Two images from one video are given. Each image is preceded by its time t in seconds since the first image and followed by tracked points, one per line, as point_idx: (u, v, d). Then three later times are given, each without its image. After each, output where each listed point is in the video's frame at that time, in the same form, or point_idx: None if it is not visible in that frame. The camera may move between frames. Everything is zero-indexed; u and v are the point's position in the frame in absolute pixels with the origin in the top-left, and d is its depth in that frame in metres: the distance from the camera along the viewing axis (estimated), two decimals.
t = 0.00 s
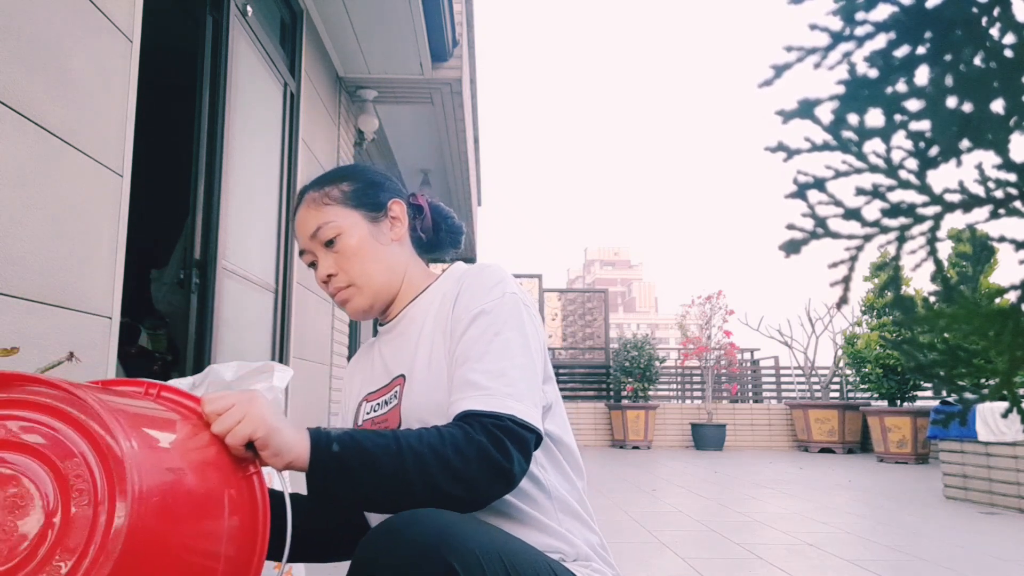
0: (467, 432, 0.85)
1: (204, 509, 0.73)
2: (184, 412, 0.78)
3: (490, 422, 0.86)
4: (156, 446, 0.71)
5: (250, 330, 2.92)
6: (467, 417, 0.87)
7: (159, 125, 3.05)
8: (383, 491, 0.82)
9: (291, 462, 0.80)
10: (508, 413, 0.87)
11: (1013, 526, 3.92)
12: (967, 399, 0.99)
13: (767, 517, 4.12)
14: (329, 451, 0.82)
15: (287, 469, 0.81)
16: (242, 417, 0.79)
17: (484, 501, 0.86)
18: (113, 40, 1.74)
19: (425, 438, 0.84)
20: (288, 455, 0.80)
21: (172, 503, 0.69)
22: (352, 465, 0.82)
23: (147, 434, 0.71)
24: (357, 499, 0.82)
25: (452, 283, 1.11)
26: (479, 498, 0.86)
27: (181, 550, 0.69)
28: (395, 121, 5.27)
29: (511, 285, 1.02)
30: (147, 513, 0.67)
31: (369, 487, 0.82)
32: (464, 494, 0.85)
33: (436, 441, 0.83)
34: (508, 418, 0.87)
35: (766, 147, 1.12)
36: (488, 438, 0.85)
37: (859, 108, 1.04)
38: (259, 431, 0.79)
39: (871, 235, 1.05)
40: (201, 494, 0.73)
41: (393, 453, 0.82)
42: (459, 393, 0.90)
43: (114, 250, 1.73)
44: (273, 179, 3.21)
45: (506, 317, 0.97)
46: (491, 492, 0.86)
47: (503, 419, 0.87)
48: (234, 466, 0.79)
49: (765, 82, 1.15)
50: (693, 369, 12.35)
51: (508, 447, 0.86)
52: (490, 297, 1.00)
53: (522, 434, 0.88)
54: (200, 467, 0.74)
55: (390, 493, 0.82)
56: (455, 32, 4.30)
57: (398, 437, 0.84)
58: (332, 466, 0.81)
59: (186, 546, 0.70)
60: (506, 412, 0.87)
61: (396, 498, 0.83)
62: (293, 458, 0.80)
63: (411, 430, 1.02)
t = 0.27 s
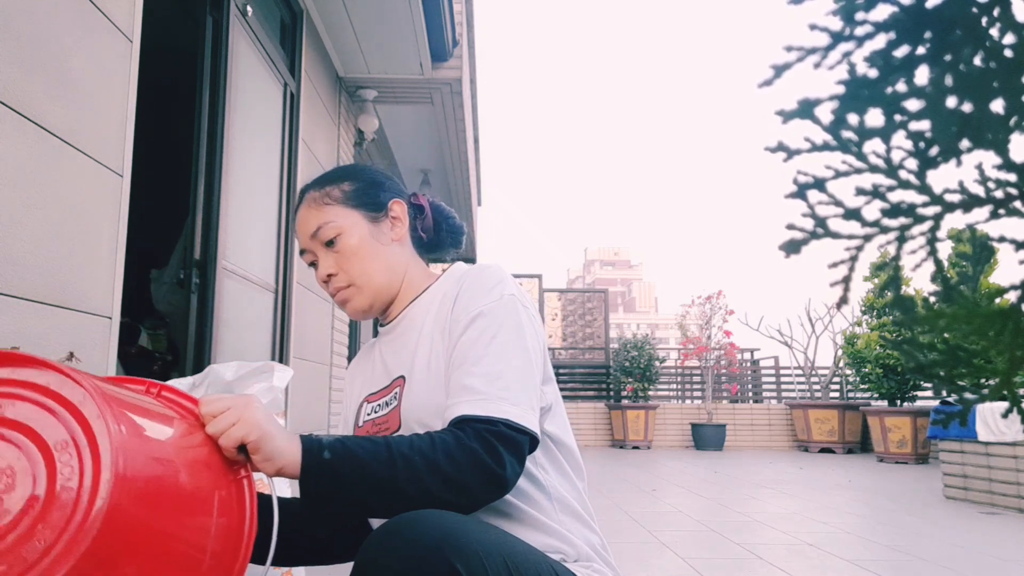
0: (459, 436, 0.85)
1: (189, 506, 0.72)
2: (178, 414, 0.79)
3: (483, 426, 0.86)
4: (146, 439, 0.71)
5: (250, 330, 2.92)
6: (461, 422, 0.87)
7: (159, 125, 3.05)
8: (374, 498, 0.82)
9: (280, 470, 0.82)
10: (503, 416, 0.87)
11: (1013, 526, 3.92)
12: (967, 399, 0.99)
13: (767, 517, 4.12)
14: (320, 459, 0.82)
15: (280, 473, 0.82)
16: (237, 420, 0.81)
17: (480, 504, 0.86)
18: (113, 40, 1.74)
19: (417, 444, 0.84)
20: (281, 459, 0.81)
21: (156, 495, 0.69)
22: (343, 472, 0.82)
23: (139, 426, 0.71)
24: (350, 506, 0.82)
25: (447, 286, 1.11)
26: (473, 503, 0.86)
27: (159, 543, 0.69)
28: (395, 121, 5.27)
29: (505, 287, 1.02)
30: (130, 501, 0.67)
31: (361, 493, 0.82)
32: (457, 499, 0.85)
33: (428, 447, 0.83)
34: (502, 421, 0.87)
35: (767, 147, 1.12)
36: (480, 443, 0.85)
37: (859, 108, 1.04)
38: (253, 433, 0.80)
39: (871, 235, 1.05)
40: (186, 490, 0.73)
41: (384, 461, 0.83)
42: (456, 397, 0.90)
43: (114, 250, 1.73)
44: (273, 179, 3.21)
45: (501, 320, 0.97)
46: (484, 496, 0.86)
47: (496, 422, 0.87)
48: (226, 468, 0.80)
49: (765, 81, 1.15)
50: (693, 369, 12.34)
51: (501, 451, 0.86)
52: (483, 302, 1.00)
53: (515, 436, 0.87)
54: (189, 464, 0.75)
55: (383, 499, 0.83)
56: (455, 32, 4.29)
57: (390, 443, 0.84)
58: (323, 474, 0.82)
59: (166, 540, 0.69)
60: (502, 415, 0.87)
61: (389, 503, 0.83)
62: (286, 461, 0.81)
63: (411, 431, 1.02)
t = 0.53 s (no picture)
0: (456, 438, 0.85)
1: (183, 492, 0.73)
2: (172, 406, 0.80)
3: (481, 428, 0.86)
4: (138, 423, 0.71)
5: (250, 330, 2.92)
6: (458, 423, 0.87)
7: (159, 125, 3.05)
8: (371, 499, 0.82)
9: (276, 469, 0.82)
10: (500, 417, 0.87)
11: (1013, 526, 3.92)
12: (967, 399, 0.99)
13: (767, 517, 4.12)
14: (315, 459, 0.82)
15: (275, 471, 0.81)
16: (235, 415, 0.81)
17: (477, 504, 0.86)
18: (113, 40, 1.74)
19: (414, 445, 0.84)
20: (275, 457, 0.81)
21: (143, 480, 0.69)
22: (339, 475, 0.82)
23: (131, 410, 0.72)
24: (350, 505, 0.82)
25: (444, 288, 1.11)
26: (469, 503, 0.86)
27: (139, 524, 0.68)
28: (395, 121, 5.27)
29: (503, 288, 1.01)
30: (120, 480, 0.67)
31: (359, 494, 0.82)
32: (454, 500, 0.85)
33: (424, 448, 0.84)
34: (498, 422, 0.87)
35: (767, 147, 1.12)
36: (476, 444, 0.85)
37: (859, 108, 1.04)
38: (249, 428, 0.81)
39: (871, 235, 1.05)
40: (174, 478, 0.73)
41: (380, 463, 0.82)
42: (455, 397, 0.90)
43: (114, 249, 1.73)
44: (273, 179, 3.21)
45: (499, 320, 0.97)
46: (481, 497, 0.86)
47: (492, 423, 0.87)
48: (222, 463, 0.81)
49: (766, 81, 1.15)
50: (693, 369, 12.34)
51: (498, 452, 0.86)
52: (480, 303, 1.00)
53: (511, 437, 0.87)
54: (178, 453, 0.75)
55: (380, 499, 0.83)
56: (455, 32, 4.29)
57: (386, 444, 0.84)
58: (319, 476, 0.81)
59: (144, 522, 0.69)
60: (498, 416, 0.87)
61: (386, 504, 0.83)
62: (281, 459, 0.81)
63: (411, 431, 1.02)
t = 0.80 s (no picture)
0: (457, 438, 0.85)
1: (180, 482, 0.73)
2: (174, 395, 0.80)
3: (484, 427, 0.86)
4: (143, 407, 0.72)
5: (250, 330, 2.92)
6: (459, 424, 0.87)
7: (159, 125, 3.05)
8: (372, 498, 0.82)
9: (277, 468, 0.82)
10: (501, 416, 0.87)
11: (1013, 525, 3.92)
12: (967, 399, 0.99)
13: (767, 517, 4.12)
14: (316, 458, 0.82)
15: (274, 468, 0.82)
16: (237, 411, 0.82)
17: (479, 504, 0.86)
18: (113, 40, 1.74)
19: (415, 446, 0.84)
20: (275, 453, 0.81)
21: (142, 463, 0.69)
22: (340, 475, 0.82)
23: (137, 394, 0.72)
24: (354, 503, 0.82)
25: (445, 289, 1.11)
26: (471, 503, 0.86)
27: (135, 505, 0.68)
28: (395, 121, 5.27)
29: (506, 289, 1.01)
30: (117, 457, 0.67)
31: (361, 493, 0.82)
32: (455, 500, 0.85)
33: (426, 448, 0.83)
34: (500, 422, 0.87)
35: (767, 147, 1.12)
36: (478, 444, 0.85)
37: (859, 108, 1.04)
38: (251, 423, 0.81)
39: (871, 235, 1.05)
40: (177, 466, 0.74)
41: (381, 463, 0.82)
42: (456, 398, 0.90)
43: (114, 250, 1.73)
44: (273, 179, 3.21)
45: (502, 319, 0.97)
46: (482, 497, 0.86)
47: (493, 423, 0.87)
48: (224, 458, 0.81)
49: (766, 81, 1.15)
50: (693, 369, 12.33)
51: (500, 451, 0.86)
52: (482, 303, 1.00)
53: (512, 437, 0.87)
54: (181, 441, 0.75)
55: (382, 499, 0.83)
56: (455, 32, 4.29)
57: (388, 443, 0.84)
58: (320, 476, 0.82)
59: (141, 505, 0.69)
60: (499, 416, 0.87)
61: (388, 504, 0.83)
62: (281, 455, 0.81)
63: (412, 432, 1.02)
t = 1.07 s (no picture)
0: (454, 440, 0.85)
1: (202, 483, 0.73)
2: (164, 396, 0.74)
3: (479, 430, 0.86)
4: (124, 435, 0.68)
5: (250, 330, 2.92)
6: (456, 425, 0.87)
7: (159, 125, 3.05)
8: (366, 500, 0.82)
9: (267, 470, 0.80)
10: (498, 419, 0.87)
11: (1013, 525, 3.92)
12: (967, 399, 0.99)
13: (767, 517, 4.12)
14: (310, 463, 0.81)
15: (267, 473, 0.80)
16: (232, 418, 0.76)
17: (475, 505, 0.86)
18: (113, 40, 1.74)
19: (410, 447, 0.83)
20: (270, 462, 0.79)
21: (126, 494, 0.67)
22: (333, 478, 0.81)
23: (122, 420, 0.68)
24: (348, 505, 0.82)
25: (444, 292, 1.11)
26: (465, 505, 0.86)
27: (128, 535, 0.66)
28: (395, 121, 5.27)
29: (506, 291, 1.01)
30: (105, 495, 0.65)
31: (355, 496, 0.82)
32: (449, 503, 0.85)
33: (421, 450, 0.83)
34: (496, 424, 0.87)
35: (767, 147, 1.12)
36: (473, 446, 0.85)
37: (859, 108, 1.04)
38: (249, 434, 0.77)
39: (871, 235, 1.05)
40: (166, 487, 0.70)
41: (376, 465, 0.82)
42: (454, 400, 0.90)
43: (114, 250, 1.73)
44: (273, 179, 3.21)
45: (500, 321, 0.96)
46: (479, 498, 0.86)
47: (490, 426, 0.87)
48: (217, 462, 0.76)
49: (765, 81, 1.15)
50: (693, 369, 12.33)
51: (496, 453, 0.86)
52: (481, 305, 1.00)
53: (508, 438, 0.87)
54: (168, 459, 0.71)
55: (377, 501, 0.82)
56: (455, 32, 4.29)
57: (381, 444, 0.83)
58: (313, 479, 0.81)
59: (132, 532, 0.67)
60: (495, 419, 0.87)
61: (383, 505, 0.83)
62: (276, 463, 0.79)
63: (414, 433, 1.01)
